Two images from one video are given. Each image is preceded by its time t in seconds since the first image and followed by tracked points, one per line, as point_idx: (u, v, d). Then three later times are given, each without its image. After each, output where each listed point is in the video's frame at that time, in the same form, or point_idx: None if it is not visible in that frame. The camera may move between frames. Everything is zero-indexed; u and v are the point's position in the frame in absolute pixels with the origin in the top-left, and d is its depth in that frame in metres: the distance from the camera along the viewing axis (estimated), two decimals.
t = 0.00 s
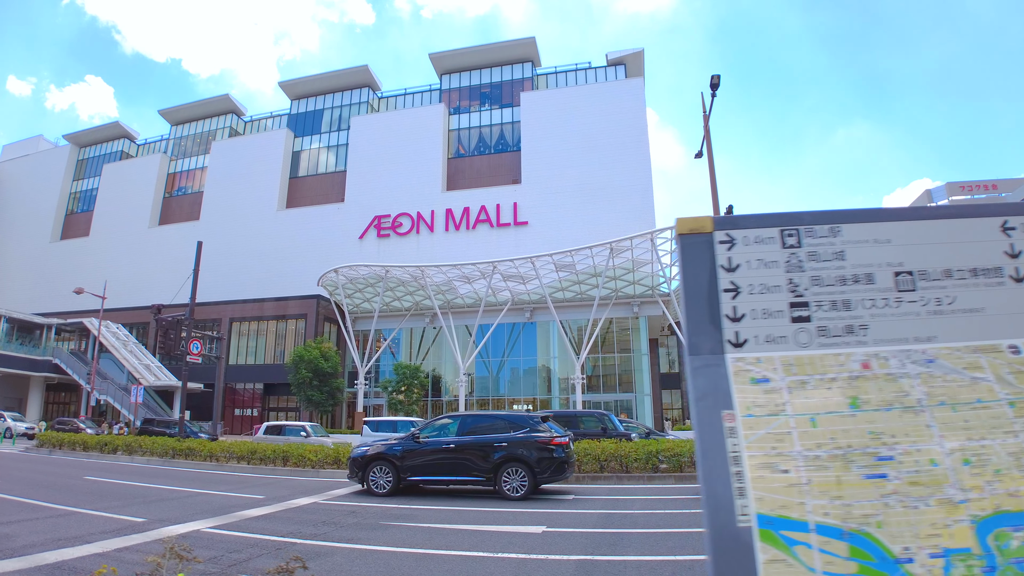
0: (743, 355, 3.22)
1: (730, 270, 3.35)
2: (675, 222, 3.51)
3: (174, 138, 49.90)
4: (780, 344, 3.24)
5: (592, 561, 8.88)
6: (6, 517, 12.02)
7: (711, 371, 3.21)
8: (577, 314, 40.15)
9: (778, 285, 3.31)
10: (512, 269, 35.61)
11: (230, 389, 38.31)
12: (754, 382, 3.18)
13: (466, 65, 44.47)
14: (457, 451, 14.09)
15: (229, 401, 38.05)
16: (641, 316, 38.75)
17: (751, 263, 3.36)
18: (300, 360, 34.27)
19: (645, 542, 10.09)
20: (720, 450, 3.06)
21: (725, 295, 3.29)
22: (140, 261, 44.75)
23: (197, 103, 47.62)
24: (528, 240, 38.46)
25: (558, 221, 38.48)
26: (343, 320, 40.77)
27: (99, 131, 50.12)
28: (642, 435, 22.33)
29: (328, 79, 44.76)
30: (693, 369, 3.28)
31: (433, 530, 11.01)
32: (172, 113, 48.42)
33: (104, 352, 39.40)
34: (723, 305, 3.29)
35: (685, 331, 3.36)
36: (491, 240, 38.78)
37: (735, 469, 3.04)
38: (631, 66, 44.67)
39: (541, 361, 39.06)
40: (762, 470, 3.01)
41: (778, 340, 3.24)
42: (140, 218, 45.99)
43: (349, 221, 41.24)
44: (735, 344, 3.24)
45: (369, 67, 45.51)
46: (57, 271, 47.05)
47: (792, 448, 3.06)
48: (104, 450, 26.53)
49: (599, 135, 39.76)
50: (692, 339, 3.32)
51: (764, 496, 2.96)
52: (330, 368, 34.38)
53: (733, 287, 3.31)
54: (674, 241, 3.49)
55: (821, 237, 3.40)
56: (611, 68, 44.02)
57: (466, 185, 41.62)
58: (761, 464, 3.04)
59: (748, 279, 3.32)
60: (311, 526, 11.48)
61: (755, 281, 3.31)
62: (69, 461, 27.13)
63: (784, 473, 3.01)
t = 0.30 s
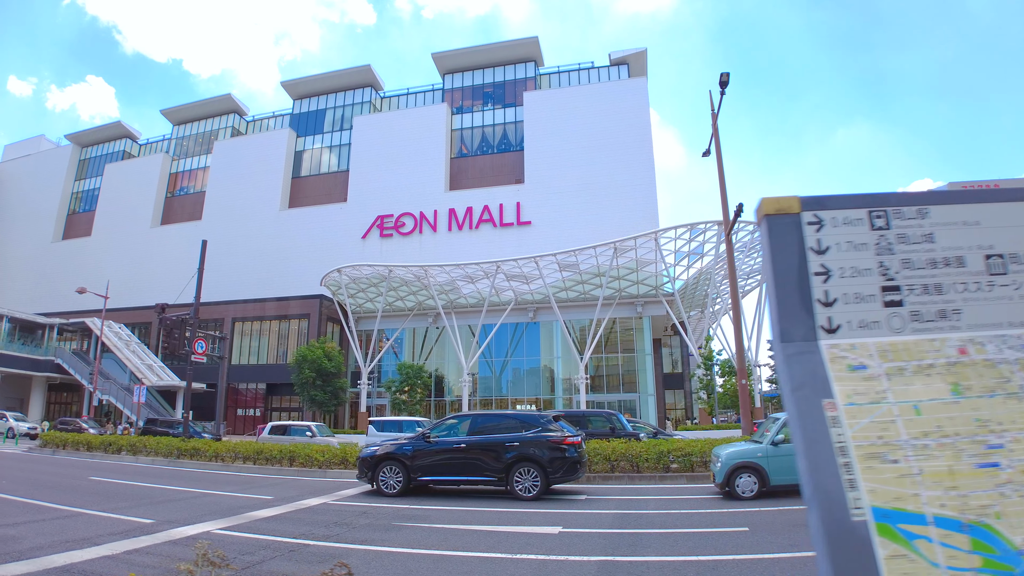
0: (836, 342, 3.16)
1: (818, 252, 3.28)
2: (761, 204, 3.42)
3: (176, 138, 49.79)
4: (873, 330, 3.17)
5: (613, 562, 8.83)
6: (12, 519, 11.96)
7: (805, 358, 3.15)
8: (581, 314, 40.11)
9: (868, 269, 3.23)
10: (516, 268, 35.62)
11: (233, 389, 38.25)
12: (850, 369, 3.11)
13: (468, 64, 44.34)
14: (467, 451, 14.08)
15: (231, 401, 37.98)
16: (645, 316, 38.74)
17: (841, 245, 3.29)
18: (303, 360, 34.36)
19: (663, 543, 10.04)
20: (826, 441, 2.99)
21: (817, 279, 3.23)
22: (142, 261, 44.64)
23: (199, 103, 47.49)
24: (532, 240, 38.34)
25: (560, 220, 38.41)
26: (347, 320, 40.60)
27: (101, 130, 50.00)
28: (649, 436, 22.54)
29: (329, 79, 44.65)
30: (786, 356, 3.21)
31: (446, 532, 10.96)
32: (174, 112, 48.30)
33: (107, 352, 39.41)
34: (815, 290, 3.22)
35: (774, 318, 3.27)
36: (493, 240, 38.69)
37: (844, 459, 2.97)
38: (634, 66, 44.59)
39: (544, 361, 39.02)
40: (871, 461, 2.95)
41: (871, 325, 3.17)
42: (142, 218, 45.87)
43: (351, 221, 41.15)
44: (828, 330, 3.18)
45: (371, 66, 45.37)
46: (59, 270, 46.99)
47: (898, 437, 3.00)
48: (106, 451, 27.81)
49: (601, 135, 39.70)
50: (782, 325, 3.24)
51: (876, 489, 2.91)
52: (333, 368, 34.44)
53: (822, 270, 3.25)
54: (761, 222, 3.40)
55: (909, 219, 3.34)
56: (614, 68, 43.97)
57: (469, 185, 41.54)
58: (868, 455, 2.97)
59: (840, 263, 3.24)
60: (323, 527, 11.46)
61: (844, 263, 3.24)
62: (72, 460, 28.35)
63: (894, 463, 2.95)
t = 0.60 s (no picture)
0: (940, 333, 3.40)
1: (918, 244, 3.54)
2: (857, 191, 3.69)
3: (181, 138, 49.66)
4: (973, 319, 3.41)
5: (638, 566, 8.72)
6: (23, 521, 11.88)
7: (911, 345, 3.37)
8: (588, 314, 39.97)
9: (966, 258, 3.49)
10: (522, 268, 35.56)
11: (239, 389, 38.18)
12: (957, 361, 3.32)
13: (474, 63, 44.12)
14: (480, 451, 13.97)
15: (237, 401, 37.87)
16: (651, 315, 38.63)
17: (941, 232, 3.56)
18: (310, 360, 34.46)
19: (686, 546, 9.92)
20: (946, 434, 3.17)
21: (918, 268, 3.48)
22: (147, 261, 44.60)
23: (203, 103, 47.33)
24: (539, 239, 38.18)
25: (566, 219, 38.29)
26: (353, 320, 40.49)
27: (106, 131, 49.87)
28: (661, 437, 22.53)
29: (334, 78, 44.50)
30: (891, 346, 3.43)
31: (464, 535, 10.84)
32: (179, 112, 48.19)
33: (112, 352, 39.47)
34: (915, 279, 3.47)
35: (879, 309, 3.51)
36: (499, 239, 38.57)
37: (964, 457, 3.13)
38: (640, 65, 44.41)
39: (550, 361, 38.90)
40: (991, 458, 3.10)
41: (972, 314, 3.41)
42: (147, 218, 45.81)
43: (356, 221, 41.02)
44: (930, 320, 3.42)
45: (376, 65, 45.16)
46: (64, 270, 46.95)
47: (1017, 433, 3.14)
48: (115, 452, 29.29)
49: (606, 134, 39.59)
50: (885, 316, 3.48)
51: (1003, 487, 3.04)
52: (339, 368, 34.47)
53: (922, 261, 3.50)
54: (859, 209, 3.66)
55: (1002, 210, 3.60)
56: (620, 66, 43.82)
57: (475, 184, 41.39)
58: (989, 452, 3.11)
59: (938, 251, 3.51)
60: (338, 530, 11.34)
61: (941, 252, 3.51)
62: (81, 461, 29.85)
63: (1017, 461, 3.09)
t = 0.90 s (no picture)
0: None
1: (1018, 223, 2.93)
2: (946, 171, 3.09)
3: (189, 139, 49.72)
4: None
5: (665, 566, 8.59)
6: (37, 524, 11.83)
7: (1015, 338, 2.78)
8: (597, 313, 39.89)
9: None
10: (532, 268, 35.53)
11: (248, 390, 38.16)
12: None
13: (482, 62, 44.01)
14: (498, 451, 13.87)
15: (246, 401, 37.88)
16: (661, 315, 38.57)
17: None
18: (319, 360, 34.57)
19: (711, 545, 9.80)
20: None
21: (1017, 250, 2.87)
22: (155, 262, 44.66)
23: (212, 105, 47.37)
24: (547, 239, 38.08)
25: (575, 219, 38.18)
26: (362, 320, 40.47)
27: (115, 132, 49.94)
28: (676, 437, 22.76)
29: (342, 79, 44.48)
30: (990, 339, 2.84)
31: (485, 536, 10.71)
32: (187, 114, 48.23)
33: (122, 353, 39.58)
34: (1014, 262, 2.87)
35: (974, 295, 2.92)
36: (508, 239, 38.48)
37: None
38: (648, 63, 44.30)
39: (559, 361, 38.79)
40: None
41: None
42: (156, 219, 45.89)
43: (364, 221, 40.97)
44: None
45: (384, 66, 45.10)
46: (73, 271, 47.10)
47: None
48: (126, 452, 29.96)
49: (615, 133, 39.46)
50: (982, 304, 2.89)
51: None
52: (349, 368, 34.60)
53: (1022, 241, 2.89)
54: (950, 190, 3.08)
55: None
56: (628, 65, 43.78)
57: (483, 184, 41.28)
58: None
59: None
60: (357, 531, 11.25)
61: None
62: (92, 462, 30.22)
63: None
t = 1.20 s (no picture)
0: None
1: None
2: None
3: (199, 141, 49.83)
4: None
5: (696, 568, 8.46)
6: (54, 527, 11.78)
7: None
8: (608, 313, 39.79)
9: None
10: (542, 268, 35.45)
11: (259, 391, 38.20)
12: None
13: (491, 63, 43.94)
14: (518, 453, 13.77)
15: (256, 402, 37.91)
16: (672, 315, 38.52)
17: None
18: (330, 362, 34.70)
19: (740, 545, 9.66)
20: None
21: None
22: (165, 264, 44.74)
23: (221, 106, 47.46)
24: (557, 239, 37.99)
25: (585, 219, 38.10)
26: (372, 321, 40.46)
27: (125, 135, 50.07)
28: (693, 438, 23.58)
29: (351, 80, 44.48)
30: None
31: (508, 538, 10.60)
32: (196, 116, 48.34)
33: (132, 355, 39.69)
34: None
35: None
36: (517, 239, 38.41)
37: None
38: (657, 63, 44.23)
39: (570, 362, 38.69)
40: None
41: None
42: (165, 221, 45.99)
43: (374, 222, 40.94)
44: None
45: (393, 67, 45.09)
46: (84, 273, 47.27)
47: None
48: (139, 453, 30.41)
49: (624, 132, 39.35)
50: None
51: None
52: (360, 369, 34.70)
53: None
54: None
55: None
56: (637, 65, 43.75)
57: (492, 184, 41.18)
58: None
59: None
60: (378, 534, 11.16)
61: None
62: (105, 463, 30.42)
63: None
